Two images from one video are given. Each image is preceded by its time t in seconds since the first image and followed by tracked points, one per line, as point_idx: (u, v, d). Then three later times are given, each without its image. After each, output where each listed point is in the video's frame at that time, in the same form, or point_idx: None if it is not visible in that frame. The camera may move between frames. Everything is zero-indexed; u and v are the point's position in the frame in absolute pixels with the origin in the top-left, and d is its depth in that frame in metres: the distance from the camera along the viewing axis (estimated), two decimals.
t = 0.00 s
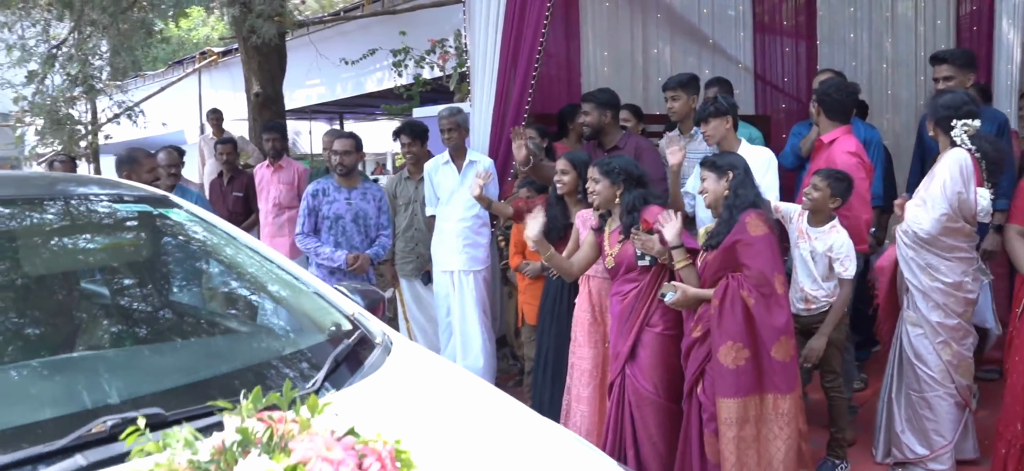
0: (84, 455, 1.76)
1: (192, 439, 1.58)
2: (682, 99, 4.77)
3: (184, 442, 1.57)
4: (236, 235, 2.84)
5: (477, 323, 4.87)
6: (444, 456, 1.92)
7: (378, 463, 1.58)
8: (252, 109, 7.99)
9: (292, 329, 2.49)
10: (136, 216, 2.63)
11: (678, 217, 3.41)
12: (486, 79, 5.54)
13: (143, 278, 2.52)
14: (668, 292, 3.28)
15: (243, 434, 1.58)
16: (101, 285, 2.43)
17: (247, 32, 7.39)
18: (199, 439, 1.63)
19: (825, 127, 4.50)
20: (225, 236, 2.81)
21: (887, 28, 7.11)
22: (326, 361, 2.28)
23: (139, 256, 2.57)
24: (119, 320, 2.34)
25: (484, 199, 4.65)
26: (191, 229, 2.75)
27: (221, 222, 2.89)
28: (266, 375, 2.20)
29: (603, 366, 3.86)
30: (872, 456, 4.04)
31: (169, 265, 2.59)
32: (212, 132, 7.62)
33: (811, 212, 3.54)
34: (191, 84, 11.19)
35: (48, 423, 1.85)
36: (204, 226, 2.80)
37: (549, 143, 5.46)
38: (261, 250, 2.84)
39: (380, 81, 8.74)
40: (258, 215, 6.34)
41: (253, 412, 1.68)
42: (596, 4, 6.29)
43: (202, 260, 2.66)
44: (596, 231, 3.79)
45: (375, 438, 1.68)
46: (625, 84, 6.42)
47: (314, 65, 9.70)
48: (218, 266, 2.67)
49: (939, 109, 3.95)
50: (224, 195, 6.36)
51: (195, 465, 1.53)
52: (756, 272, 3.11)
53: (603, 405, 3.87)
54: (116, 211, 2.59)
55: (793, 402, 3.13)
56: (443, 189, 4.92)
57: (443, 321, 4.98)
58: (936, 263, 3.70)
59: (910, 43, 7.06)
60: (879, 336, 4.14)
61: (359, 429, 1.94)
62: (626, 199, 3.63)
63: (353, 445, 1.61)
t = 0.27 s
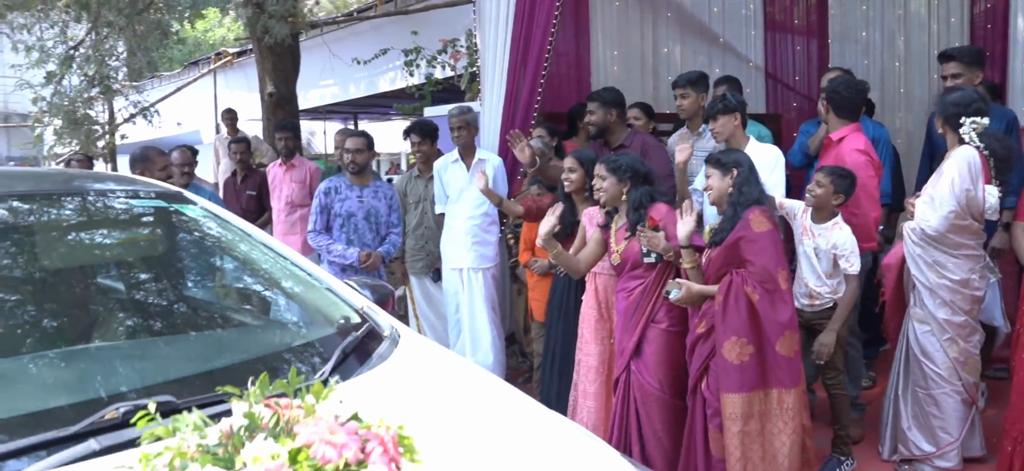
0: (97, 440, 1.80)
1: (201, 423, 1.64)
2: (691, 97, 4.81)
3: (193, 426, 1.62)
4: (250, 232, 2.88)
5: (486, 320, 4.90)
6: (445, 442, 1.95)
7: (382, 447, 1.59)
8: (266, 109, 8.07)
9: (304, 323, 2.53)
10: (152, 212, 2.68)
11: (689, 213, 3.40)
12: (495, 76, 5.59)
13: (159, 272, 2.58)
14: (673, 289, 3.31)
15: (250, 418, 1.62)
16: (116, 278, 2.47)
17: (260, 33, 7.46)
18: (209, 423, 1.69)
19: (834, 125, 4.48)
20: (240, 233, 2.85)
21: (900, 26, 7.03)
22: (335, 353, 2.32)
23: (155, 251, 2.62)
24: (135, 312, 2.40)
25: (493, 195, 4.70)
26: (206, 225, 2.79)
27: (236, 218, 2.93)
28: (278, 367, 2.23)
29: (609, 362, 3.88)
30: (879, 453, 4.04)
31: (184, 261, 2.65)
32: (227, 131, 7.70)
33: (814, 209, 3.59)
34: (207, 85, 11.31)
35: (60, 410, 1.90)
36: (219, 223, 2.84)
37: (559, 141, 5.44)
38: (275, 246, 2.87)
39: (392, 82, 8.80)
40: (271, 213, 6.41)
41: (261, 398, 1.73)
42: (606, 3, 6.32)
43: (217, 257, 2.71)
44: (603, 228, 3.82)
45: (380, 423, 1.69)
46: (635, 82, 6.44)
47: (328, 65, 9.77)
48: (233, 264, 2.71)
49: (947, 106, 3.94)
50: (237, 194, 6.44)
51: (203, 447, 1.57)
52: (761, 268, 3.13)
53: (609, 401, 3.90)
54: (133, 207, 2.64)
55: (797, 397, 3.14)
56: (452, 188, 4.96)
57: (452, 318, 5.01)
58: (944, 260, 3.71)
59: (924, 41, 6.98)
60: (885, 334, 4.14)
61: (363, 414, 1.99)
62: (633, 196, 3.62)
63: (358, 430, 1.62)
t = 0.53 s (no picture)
0: (112, 423, 1.85)
1: (212, 409, 1.71)
2: (701, 94, 4.83)
3: (205, 410, 1.70)
4: (266, 228, 2.91)
5: (495, 317, 4.93)
6: (449, 428, 1.98)
7: (385, 430, 1.63)
8: (282, 109, 8.15)
9: (317, 316, 2.56)
10: (169, 207, 2.73)
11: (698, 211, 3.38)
12: (506, 73, 5.62)
13: (176, 267, 2.63)
14: (678, 285, 3.33)
15: (258, 401, 1.68)
16: (133, 271, 2.53)
17: (274, 33, 7.54)
18: (221, 408, 1.76)
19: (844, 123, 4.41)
20: (256, 228, 2.88)
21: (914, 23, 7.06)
22: (344, 344, 2.36)
23: (171, 246, 2.68)
24: (152, 303, 2.44)
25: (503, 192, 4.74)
26: (222, 221, 2.83)
27: (251, 214, 2.97)
28: (289, 356, 2.28)
29: (616, 358, 3.91)
30: (887, 450, 4.05)
31: (200, 257, 2.69)
32: (243, 131, 7.79)
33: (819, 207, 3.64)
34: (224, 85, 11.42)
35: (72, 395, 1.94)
36: (235, 218, 2.89)
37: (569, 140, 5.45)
38: (291, 242, 2.90)
39: (406, 81, 8.87)
40: (285, 212, 6.48)
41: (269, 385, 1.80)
42: (617, 2, 6.35)
43: (233, 252, 2.75)
44: (610, 224, 3.82)
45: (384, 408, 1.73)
46: (646, 80, 6.46)
47: (342, 65, 9.85)
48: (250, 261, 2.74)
49: (956, 103, 3.92)
50: (252, 192, 6.51)
51: (214, 429, 1.63)
52: (765, 264, 3.15)
53: (616, 397, 3.92)
54: (151, 203, 2.69)
55: (802, 392, 3.16)
56: (461, 186, 5.01)
57: (462, 314, 5.06)
58: (952, 257, 3.70)
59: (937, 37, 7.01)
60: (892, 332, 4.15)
61: (368, 398, 2.02)
62: (641, 193, 3.64)
63: (362, 414, 1.67)
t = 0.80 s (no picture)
0: (130, 403, 1.91)
1: (225, 389, 1.71)
2: (712, 92, 4.86)
3: (218, 389, 1.70)
4: (284, 222, 2.95)
5: (506, 312, 4.97)
6: (454, 408, 2.01)
7: (391, 409, 1.66)
8: (299, 108, 8.25)
9: (331, 306, 2.59)
10: (189, 200, 2.79)
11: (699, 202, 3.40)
12: (519, 75, 5.65)
13: (196, 260, 2.66)
14: (685, 278, 3.36)
15: (270, 381, 1.70)
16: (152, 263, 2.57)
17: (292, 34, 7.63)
18: (233, 388, 1.76)
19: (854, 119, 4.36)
20: (274, 222, 2.93)
21: (930, 19, 7.09)
22: (356, 330, 2.39)
23: (190, 238, 2.71)
24: (171, 294, 2.46)
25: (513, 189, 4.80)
26: (242, 214, 2.89)
27: (269, 209, 3.02)
28: (302, 341, 2.32)
29: (625, 353, 3.94)
30: (896, 445, 4.05)
31: (219, 248, 2.73)
32: (261, 130, 7.89)
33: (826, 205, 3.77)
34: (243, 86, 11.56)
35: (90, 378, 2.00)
36: (253, 212, 2.94)
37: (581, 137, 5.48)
38: (309, 237, 2.94)
39: (422, 80, 8.95)
40: (301, 209, 6.56)
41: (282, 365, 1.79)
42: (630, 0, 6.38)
43: (252, 245, 2.80)
44: (618, 219, 3.86)
45: (392, 387, 1.75)
46: (659, 78, 6.48)
47: (359, 65, 9.95)
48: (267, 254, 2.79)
49: (966, 99, 3.91)
50: (269, 189, 6.60)
51: (227, 407, 1.65)
52: (771, 258, 3.16)
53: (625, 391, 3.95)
54: (172, 197, 2.76)
55: (806, 385, 3.18)
56: (474, 183, 5.06)
57: (474, 310, 5.10)
58: (962, 252, 3.70)
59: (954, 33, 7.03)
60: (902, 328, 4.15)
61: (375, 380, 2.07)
62: (649, 188, 3.65)
63: (370, 393, 1.70)
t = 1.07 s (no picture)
0: (146, 386, 1.97)
1: (237, 374, 1.75)
2: (721, 90, 4.89)
3: (230, 372, 1.75)
4: (299, 217, 2.98)
5: (515, 308, 5.00)
6: (459, 396, 2.04)
7: (397, 391, 1.69)
8: (314, 107, 8.33)
9: (344, 299, 2.62)
10: (206, 196, 2.84)
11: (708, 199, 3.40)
12: (530, 74, 5.68)
13: (213, 253, 2.70)
14: (691, 274, 3.38)
15: (280, 364, 1.75)
16: (168, 255, 2.60)
17: (306, 33, 7.71)
18: (245, 372, 1.81)
19: (864, 117, 4.36)
20: (290, 217, 2.97)
21: (944, 18, 7.08)
22: (367, 320, 2.43)
23: (206, 231, 2.76)
24: (188, 287, 2.50)
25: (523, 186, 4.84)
26: (258, 210, 2.93)
27: (285, 204, 3.06)
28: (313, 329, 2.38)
29: (632, 348, 3.96)
30: (903, 442, 4.05)
31: (233, 241, 2.76)
32: (276, 128, 7.96)
33: (832, 201, 3.86)
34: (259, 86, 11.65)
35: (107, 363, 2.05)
36: (269, 207, 2.98)
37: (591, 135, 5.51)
38: (325, 231, 2.98)
39: (435, 80, 9.01)
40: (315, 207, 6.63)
41: (291, 348, 1.85)
42: None
43: (267, 239, 2.83)
44: (626, 215, 3.89)
45: (398, 371, 1.79)
46: (670, 78, 6.51)
47: (373, 64, 10.02)
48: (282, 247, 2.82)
49: (975, 96, 3.90)
50: (283, 187, 6.67)
51: (238, 389, 1.69)
52: (776, 254, 3.16)
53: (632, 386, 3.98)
54: (189, 193, 2.81)
55: (810, 379, 3.19)
56: (484, 180, 5.09)
57: (484, 306, 5.14)
58: (971, 249, 3.69)
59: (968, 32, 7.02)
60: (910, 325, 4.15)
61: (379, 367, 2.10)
62: (657, 184, 3.67)
63: (376, 375, 1.74)
